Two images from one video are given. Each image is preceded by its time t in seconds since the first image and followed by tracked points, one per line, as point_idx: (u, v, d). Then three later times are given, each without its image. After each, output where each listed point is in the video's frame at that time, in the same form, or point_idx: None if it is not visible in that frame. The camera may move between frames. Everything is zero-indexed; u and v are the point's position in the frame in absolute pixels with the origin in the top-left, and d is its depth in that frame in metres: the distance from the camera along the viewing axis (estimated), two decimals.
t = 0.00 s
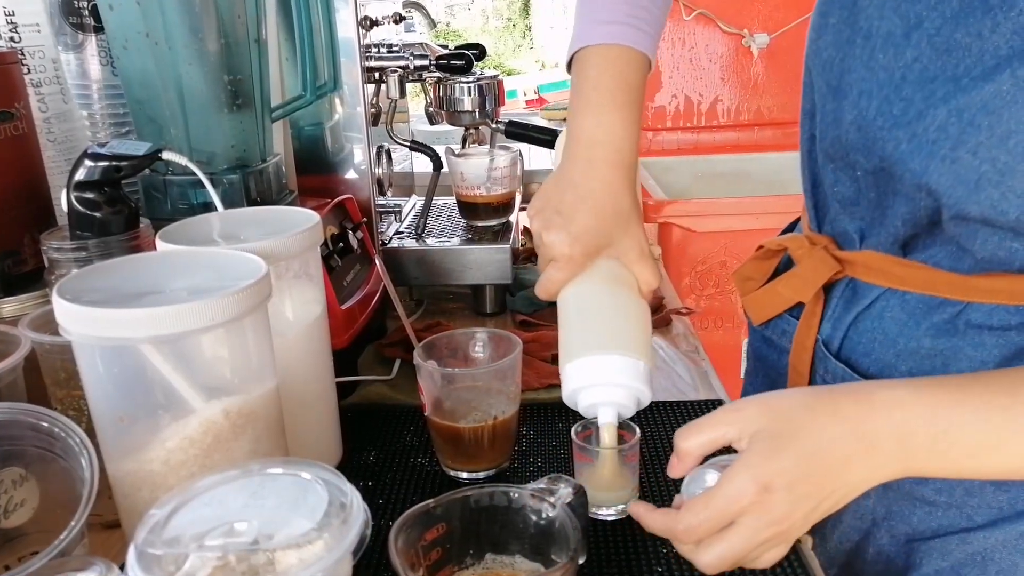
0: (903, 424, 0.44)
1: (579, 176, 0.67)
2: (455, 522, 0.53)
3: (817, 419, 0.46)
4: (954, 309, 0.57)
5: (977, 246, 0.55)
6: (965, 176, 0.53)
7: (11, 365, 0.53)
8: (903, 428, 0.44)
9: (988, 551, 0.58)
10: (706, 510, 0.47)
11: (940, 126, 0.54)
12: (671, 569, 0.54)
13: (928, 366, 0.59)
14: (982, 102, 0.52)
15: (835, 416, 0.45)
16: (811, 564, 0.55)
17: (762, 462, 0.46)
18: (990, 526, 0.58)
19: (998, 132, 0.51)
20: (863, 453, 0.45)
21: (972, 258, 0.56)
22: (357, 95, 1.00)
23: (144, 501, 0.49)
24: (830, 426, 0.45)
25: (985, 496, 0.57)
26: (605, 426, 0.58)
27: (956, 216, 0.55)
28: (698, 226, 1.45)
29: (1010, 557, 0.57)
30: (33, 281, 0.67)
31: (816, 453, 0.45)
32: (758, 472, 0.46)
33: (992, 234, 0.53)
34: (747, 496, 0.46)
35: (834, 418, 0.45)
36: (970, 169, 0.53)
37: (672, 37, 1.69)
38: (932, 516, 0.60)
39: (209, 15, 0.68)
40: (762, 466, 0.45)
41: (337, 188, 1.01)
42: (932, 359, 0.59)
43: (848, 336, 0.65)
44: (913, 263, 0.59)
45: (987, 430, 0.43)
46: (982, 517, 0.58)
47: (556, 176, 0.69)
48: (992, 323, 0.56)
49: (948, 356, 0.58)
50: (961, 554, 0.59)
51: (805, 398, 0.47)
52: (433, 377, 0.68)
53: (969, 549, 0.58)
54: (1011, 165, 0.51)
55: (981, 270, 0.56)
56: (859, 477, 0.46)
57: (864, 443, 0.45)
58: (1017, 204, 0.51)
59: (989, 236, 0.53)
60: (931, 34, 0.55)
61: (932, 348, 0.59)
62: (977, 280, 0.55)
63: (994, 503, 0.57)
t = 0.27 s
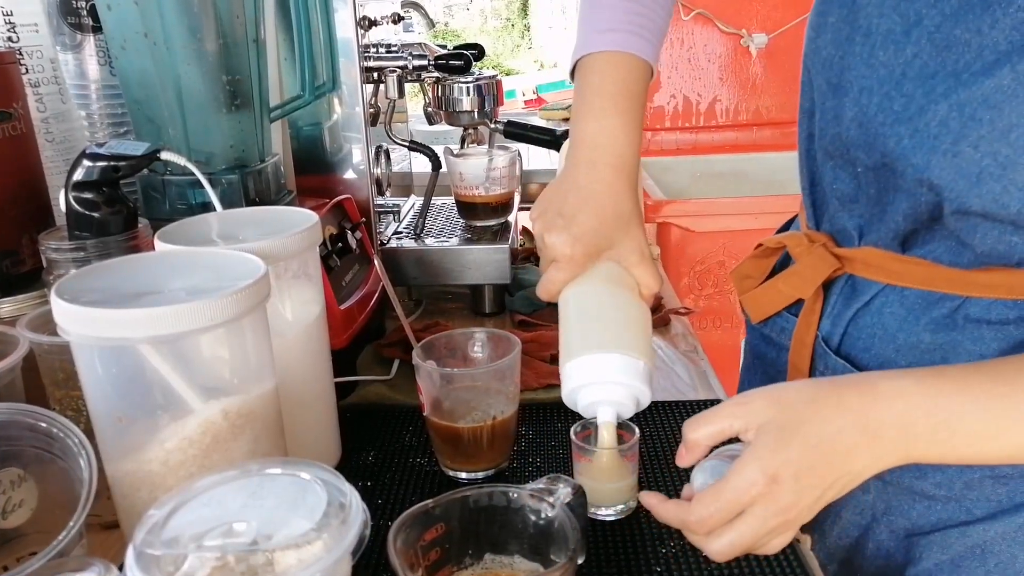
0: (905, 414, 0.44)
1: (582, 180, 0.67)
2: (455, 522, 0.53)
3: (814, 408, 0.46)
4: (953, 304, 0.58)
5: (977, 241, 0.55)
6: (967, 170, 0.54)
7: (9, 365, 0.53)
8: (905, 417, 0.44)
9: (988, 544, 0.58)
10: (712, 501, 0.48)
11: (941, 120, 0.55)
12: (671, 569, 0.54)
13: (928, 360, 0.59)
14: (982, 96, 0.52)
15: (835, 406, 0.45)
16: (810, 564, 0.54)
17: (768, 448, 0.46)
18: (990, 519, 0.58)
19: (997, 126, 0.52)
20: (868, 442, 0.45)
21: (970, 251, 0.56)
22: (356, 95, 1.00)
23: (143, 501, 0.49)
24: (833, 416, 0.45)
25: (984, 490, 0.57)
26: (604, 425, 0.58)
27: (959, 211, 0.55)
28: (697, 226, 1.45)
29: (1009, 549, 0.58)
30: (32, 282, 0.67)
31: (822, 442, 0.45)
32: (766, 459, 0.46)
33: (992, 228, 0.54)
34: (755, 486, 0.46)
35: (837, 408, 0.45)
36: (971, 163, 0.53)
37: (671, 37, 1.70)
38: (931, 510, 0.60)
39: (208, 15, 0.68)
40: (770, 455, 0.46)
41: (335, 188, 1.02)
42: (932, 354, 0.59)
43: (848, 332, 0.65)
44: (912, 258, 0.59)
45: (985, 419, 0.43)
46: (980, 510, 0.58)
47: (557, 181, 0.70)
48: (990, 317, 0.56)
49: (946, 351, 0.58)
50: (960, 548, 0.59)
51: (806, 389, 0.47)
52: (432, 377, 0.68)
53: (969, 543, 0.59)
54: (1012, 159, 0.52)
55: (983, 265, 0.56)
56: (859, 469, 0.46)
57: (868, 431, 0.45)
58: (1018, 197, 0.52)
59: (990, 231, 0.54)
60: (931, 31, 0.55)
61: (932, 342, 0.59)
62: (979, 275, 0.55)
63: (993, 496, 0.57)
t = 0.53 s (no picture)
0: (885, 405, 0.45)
1: (582, 193, 0.69)
2: (454, 523, 0.53)
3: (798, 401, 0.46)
4: (948, 301, 0.57)
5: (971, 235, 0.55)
6: (963, 161, 0.54)
7: (7, 366, 0.53)
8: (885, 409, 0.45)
9: (982, 545, 0.58)
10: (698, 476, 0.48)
11: (938, 112, 0.55)
12: (669, 569, 0.54)
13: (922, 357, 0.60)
14: (979, 89, 0.52)
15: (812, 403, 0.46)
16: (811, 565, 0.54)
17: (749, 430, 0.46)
18: (982, 518, 0.58)
19: (994, 117, 0.52)
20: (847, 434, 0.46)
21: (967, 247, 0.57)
22: (355, 95, 1.00)
23: (142, 501, 0.49)
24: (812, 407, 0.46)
25: (977, 489, 0.57)
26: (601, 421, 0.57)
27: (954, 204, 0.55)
28: (696, 226, 1.46)
29: (1002, 549, 0.57)
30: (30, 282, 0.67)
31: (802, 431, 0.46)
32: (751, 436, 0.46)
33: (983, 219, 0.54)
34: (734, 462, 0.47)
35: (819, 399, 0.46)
36: (967, 155, 0.53)
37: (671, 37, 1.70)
38: (924, 508, 0.61)
39: (206, 15, 0.68)
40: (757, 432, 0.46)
41: (334, 188, 1.02)
42: (926, 351, 0.59)
43: (844, 328, 0.65)
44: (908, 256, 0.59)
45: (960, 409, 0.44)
46: (974, 509, 0.58)
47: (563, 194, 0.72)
48: (984, 314, 0.56)
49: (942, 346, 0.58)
50: (955, 546, 0.59)
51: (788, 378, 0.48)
52: (431, 377, 0.68)
53: (963, 541, 0.59)
54: (1007, 150, 0.52)
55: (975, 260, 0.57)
56: (835, 455, 0.47)
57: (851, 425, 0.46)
58: (1013, 187, 0.52)
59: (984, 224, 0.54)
60: (929, 26, 0.55)
61: (925, 339, 0.59)
62: (973, 270, 0.55)
63: (986, 495, 0.57)
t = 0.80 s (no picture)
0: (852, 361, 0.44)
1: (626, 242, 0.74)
2: (453, 523, 0.53)
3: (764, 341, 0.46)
4: (935, 299, 0.58)
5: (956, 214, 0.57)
6: (946, 128, 0.55)
7: (6, 366, 0.53)
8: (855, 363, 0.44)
9: (974, 552, 0.61)
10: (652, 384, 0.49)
11: (921, 84, 0.57)
12: (669, 569, 0.54)
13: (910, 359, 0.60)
14: (959, 57, 0.54)
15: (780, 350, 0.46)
16: (810, 567, 0.53)
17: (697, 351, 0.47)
18: (972, 526, 0.61)
19: (974, 81, 0.53)
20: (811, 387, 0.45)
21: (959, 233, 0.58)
22: (354, 95, 1.00)
23: (141, 501, 0.49)
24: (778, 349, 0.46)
25: (967, 496, 0.60)
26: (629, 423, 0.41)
27: (941, 183, 0.57)
28: (695, 226, 1.46)
29: (993, 558, 0.60)
30: (30, 283, 0.67)
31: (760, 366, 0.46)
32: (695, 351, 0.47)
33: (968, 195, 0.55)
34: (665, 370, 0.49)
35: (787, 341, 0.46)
36: (950, 121, 0.55)
37: (668, 38, 1.78)
38: (914, 517, 0.63)
39: (206, 16, 0.68)
40: (702, 350, 0.47)
41: (333, 188, 1.02)
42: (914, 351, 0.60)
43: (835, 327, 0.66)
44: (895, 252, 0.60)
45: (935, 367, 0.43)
46: (964, 517, 0.61)
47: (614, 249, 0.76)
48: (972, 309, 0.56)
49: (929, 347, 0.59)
50: (944, 557, 0.62)
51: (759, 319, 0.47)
52: (430, 377, 0.68)
53: (953, 551, 0.61)
54: (988, 112, 0.53)
55: (958, 241, 0.58)
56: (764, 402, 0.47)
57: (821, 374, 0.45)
58: (996, 147, 0.53)
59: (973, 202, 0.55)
60: (912, 9, 0.58)
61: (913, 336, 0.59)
62: (952, 264, 0.56)
63: (976, 502, 0.60)
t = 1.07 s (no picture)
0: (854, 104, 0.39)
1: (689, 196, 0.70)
2: (453, 523, 0.53)
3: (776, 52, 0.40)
4: (899, 297, 0.57)
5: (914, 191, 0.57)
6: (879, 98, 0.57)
7: (5, 367, 0.53)
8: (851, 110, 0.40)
9: (940, 555, 0.60)
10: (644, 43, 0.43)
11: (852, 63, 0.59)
12: (668, 569, 0.54)
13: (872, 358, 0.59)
14: (890, 35, 0.56)
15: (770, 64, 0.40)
16: (809, 567, 0.53)
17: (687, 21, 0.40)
18: (938, 529, 0.60)
19: (910, 53, 0.55)
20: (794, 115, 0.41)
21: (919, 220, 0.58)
22: (353, 95, 1.00)
23: (140, 502, 0.49)
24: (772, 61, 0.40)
25: (933, 498, 0.59)
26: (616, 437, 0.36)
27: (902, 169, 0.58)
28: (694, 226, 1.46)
29: (960, 561, 0.60)
30: (29, 283, 0.67)
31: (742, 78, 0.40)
32: (704, 56, 0.41)
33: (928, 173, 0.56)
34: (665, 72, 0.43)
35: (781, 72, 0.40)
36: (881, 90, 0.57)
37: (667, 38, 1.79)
38: (883, 519, 0.63)
39: (205, 15, 0.68)
40: (712, 57, 0.41)
41: (332, 188, 1.02)
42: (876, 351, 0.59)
43: (806, 330, 0.66)
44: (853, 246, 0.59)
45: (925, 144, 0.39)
46: (930, 520, 0.60)
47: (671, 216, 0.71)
48: (933, 310, 0.56)
49: (895, 347, 0.58)
50: (913, 560, 0.62)
51: (752, 12, 0.41)
52: (429, 377, 0.68)
53: (922, 555, 0.61)
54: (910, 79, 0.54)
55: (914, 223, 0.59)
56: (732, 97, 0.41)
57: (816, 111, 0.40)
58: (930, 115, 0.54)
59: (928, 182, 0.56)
60: None
61: (878, 338, 0.59)
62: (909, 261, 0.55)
63: (942, 505, 0.59)
